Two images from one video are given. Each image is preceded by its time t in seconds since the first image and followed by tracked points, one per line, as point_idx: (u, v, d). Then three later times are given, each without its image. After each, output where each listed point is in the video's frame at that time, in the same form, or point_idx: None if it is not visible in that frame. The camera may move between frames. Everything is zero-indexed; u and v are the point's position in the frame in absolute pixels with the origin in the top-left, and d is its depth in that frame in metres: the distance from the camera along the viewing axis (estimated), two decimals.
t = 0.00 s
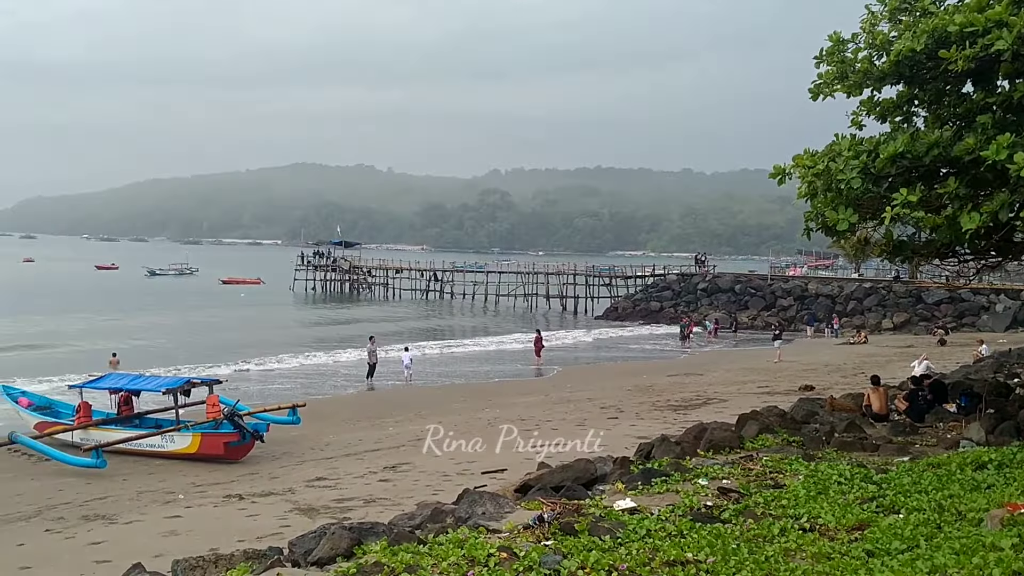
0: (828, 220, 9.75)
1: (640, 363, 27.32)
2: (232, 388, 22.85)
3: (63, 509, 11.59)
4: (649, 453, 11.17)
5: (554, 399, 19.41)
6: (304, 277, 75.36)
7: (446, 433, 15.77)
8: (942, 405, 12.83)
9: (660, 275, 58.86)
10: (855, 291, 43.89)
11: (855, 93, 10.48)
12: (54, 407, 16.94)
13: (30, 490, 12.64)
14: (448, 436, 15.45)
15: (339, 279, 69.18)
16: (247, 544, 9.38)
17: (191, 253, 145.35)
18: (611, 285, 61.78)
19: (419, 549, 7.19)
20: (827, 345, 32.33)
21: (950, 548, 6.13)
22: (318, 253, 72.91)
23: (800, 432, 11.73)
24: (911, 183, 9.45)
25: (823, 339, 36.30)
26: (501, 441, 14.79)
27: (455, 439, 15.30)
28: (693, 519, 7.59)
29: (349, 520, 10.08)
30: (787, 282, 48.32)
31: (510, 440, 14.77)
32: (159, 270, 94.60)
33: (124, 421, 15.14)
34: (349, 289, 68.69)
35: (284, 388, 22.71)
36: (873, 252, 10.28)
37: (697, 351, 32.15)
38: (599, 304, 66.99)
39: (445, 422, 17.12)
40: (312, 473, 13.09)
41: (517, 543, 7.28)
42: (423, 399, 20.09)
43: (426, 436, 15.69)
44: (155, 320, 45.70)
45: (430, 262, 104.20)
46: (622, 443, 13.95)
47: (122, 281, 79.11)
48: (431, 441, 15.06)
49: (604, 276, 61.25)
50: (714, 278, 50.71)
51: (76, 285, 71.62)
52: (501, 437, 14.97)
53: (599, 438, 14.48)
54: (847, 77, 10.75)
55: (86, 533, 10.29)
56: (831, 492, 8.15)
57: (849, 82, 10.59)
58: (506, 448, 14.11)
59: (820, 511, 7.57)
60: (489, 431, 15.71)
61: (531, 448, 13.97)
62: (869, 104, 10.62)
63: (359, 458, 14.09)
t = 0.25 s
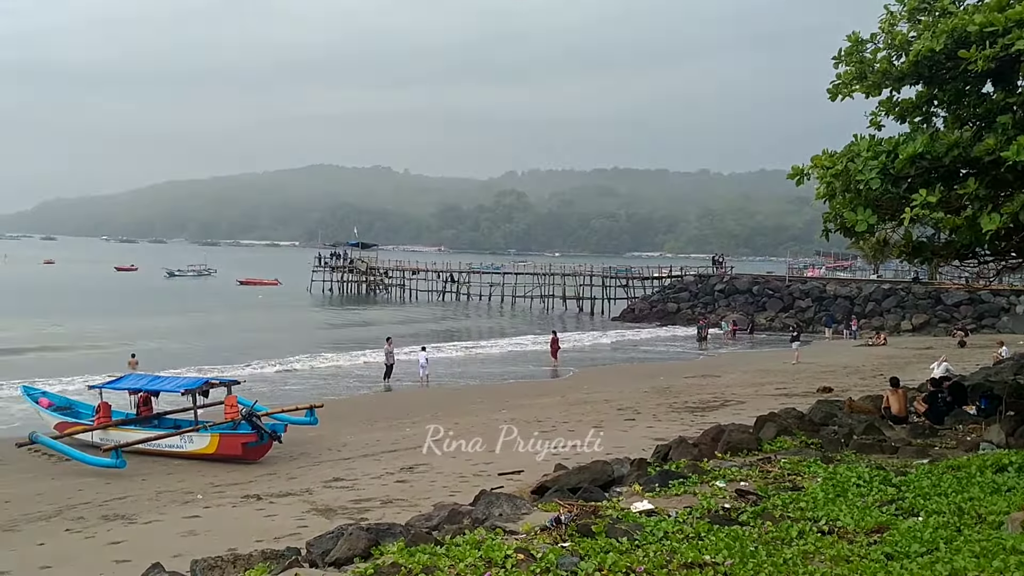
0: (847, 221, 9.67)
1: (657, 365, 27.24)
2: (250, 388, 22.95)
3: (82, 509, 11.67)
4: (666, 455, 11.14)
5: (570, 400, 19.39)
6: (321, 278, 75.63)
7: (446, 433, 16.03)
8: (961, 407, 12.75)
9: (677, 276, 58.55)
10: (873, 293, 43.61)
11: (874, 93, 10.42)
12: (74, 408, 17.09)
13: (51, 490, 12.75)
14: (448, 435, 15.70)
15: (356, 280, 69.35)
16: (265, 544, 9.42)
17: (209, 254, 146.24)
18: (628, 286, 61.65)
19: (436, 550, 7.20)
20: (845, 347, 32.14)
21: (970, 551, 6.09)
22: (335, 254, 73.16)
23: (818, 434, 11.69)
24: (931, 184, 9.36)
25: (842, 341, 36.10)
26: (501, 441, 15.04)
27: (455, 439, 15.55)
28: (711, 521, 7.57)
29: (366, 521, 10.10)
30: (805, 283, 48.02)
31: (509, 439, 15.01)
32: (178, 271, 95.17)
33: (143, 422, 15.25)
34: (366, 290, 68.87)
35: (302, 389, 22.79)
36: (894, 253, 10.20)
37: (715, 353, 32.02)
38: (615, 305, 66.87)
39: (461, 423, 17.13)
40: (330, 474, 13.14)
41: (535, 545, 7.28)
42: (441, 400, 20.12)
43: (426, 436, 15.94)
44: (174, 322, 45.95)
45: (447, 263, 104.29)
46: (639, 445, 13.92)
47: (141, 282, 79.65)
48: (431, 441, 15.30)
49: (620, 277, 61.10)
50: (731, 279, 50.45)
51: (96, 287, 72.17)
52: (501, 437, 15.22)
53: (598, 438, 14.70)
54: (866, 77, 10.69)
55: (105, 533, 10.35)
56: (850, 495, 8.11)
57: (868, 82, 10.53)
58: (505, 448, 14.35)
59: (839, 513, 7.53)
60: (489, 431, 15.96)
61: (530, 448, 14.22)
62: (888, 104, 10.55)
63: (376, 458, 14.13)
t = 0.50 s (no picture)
0: (864, 222, 9.60)
1: (673, 367, 27.16)
2: (268, 389, 23.05)
3: (100, 509, 11.75)
4: (682, 456, 11.12)
5: (586, 402, 19.37)
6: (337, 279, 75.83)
7: (446, 433, 16.25)
8: (980, 409, 12.67)
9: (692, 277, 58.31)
10: (891, 294, 43.35)
11: (891, 94, 10.35)
12: (92, 408, 17.21)
13: (70, 490, 12.84)
14: (448, 436, 15.91)
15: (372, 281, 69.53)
16: (282, 544, 9.46)
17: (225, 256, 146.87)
18: (643, 288, 61.51)
19: (451, 551, 7.20)
20: (863, 349, 31.97)
21: (989, 554, 6.05)
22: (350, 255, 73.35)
23: (835, 436, 11.64)
24: (949, 185, 9.28)
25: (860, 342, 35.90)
26: (501, 441, 15.25)
27: (455, 439, 15.77)
28: (727, 523, 7.54)
29: (381, 522, 10.12)
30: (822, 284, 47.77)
31: (509, 439, 15.23)
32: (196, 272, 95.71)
33: (160, 422, 15.34)
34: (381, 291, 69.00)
35: (318, 391, 22.86)
36: (911, 254, 10.13)
37: (731, 354, 31.89)
38: (631, 307, 66.73)
39: (476, 425, 17.15)
40: (346, 474, 13.17)
41: (550, 546, 7.28)
42: (455, 401, 20.14)
43: (427, 436, 16.16)
44: (192, 323, 46.21)
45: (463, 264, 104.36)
46: (654, 447, 13.90)
47: (160, 284, 80.17)
48: (432, 441, 15.51)
49: (636, 278, 60.95)
50: (747, 281, 50.24)
51: (115, 288, 72.68)
52: (501, 437, 15.44)
53: (599, 438, 14.89)
54: (884, 77, 10.62)
55: (123, 532, 10.41)
56: (867, 497, 8.06)
57: (885, 82, 10.47)
58: (506, 448, 14.57)
59: (856, 515, 7.49)
60: (490, 431, 16.17)
61: (530, 448, 14.44)
62: (905, 104, 10.48)
63: (391, 459, 14.16)
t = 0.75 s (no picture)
0: (878, 223, 9.54)
1: (685, 368, 27.12)
2: (281, 390, 23.13)
3: (115, 509, 11.82)
4: (694, 459, 11.08)
5: (598, 403, 19.37)
6: (350, 280, 76.04)
7: (447, 433, 16.44)
8: (995, 411, 12.59)
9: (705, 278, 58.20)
10: (905, 295, 43.14)
11: (905, 94, 10.30)
12: (106, 409, 17.31)
13: (85, 490, 12.92)
14: (448, 436, 16.12)
15: (385, 283, 69.66)
16: (295, 545, 9.49)
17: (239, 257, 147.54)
18: (656, 289, 61.38)
19: (464, 553, 7.22)
20: (877, 350, 31.85)
21: (1004, 557, 6.02)
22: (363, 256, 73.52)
23: (849, 438, 11.59)
24: (963, 185, 9.22)
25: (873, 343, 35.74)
26: (501, 441, 15.45)
27: (455, 439, 15.98)
28: (740, 525, 7.52)
29: (394, 523, 10.15)
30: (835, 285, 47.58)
31: (509, 440, 15.44)
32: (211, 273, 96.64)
33: (174, 423, 15.42)
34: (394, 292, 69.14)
35: (331, 391, 22.93)
36: (925, 255, 10.07)
37: (745, 355, 31.80)
38: (644, 308, 66.61)
39: (488, 426, 17.17)
40: (359, 475, 13.21)
41: (562, 547, 7.27)
42: (468, 402, 20.16)
43: (427, 436, 16.37)
44: (206, 324, 46.41)
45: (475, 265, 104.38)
46: (666, 448, 13.88)
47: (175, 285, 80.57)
48: (431, 441, 15.72)
49: (648, 280, 60.82)
50: (760, 282, 50.08)
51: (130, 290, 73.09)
52: (501, 437, 15.66)
53: (598, 438, 15.04)
54: (897, 78, 10.56)
55: (137, 533, 10.48)
56: (881, 499, 8.03)
57: (899, 82, 10.42)
58: (506, 449, 14.77)
59: (869, 518, 7.45)
60: (490, 431, 16.39)
61: (529, 448, 14.62)
62: (919, 105, 10.43)
63: (403, 460, 14.19)
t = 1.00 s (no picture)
0: (886, 222, 9.50)
1: (692, 368, 27.11)
2: (289, 390, 23.17)
3: (123, 509, 11.85)
4: (701, 459, 11.06)
5: (605, 403, 19.37)
6: (357, 281, 76.15)
7: (446, 433, 16.53)
8: (1003, 412, 12.56)
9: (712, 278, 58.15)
10: (913, 296, 43.04)
11: (913, 94, 10.27)
12: (114, 409, 17.36)
13: (93, 490, 12.95)
14: (448, 436, 16.22)
15: (391, 283, 69.75)
16: (302, 545, 9.51)
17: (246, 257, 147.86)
18: (662, 289, 61.33)
19: (472, 553, 7.22)
20: (884, 350, 31.80)
21: (1013, 558, 6.00)
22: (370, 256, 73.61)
23: (857, 438, 11.56)
24: (972, 185, 9.19)
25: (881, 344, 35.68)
26: (501, 441, 15.55)
27: (455, 439, 16.08)
28: (748, 526, 7.51)
29: (401, 523, 10.16)
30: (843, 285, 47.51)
31: (509, 440, 15.54)
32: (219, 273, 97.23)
33: (182, 423, 15.45)
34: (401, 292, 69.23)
35: (338, 392, 22.96)
36: (933, 255, 10.04)
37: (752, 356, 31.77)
38: (650, 308, 66.54)
39: (495, 426, 17.17)
40: (366, 475, 13.23)
41: (569, 548, 7.27)
42: (474, 402, 20.18)
43: (427, 435, 16.46)
44: (214, 325, 46.51)
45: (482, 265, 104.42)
46: (673, 449, 13.87)
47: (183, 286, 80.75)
48: (432, 441, 15.81)
49: (655, 280, 60.75)
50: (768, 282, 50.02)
51: (138, 290, 73.33)
52: (501, 437, 15.76)
53: (598, 437, 15.11)
54: (905, 78, 10.52)
55: (145, 532, 10.50)
56: (890, 500, 8.01)
57: (907, 82, 10.39)
58: (506, 448, 14.87)
59: (878, 519, 7.43)
60: (490, 431, 16.49)
61: (529, 449, 14.70)
62: (927, 105, 10.39)
63: (410, 460, 14.20)
